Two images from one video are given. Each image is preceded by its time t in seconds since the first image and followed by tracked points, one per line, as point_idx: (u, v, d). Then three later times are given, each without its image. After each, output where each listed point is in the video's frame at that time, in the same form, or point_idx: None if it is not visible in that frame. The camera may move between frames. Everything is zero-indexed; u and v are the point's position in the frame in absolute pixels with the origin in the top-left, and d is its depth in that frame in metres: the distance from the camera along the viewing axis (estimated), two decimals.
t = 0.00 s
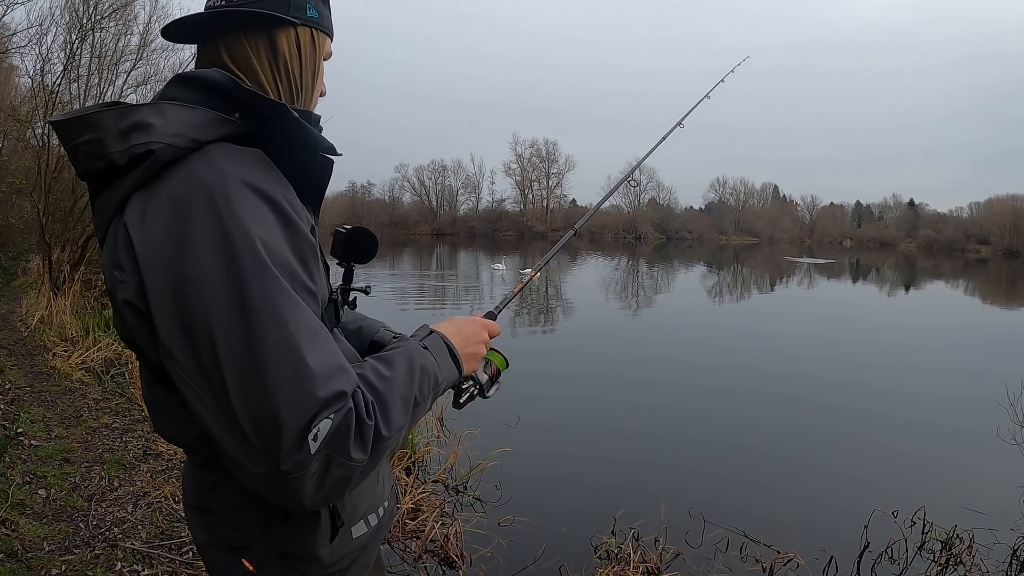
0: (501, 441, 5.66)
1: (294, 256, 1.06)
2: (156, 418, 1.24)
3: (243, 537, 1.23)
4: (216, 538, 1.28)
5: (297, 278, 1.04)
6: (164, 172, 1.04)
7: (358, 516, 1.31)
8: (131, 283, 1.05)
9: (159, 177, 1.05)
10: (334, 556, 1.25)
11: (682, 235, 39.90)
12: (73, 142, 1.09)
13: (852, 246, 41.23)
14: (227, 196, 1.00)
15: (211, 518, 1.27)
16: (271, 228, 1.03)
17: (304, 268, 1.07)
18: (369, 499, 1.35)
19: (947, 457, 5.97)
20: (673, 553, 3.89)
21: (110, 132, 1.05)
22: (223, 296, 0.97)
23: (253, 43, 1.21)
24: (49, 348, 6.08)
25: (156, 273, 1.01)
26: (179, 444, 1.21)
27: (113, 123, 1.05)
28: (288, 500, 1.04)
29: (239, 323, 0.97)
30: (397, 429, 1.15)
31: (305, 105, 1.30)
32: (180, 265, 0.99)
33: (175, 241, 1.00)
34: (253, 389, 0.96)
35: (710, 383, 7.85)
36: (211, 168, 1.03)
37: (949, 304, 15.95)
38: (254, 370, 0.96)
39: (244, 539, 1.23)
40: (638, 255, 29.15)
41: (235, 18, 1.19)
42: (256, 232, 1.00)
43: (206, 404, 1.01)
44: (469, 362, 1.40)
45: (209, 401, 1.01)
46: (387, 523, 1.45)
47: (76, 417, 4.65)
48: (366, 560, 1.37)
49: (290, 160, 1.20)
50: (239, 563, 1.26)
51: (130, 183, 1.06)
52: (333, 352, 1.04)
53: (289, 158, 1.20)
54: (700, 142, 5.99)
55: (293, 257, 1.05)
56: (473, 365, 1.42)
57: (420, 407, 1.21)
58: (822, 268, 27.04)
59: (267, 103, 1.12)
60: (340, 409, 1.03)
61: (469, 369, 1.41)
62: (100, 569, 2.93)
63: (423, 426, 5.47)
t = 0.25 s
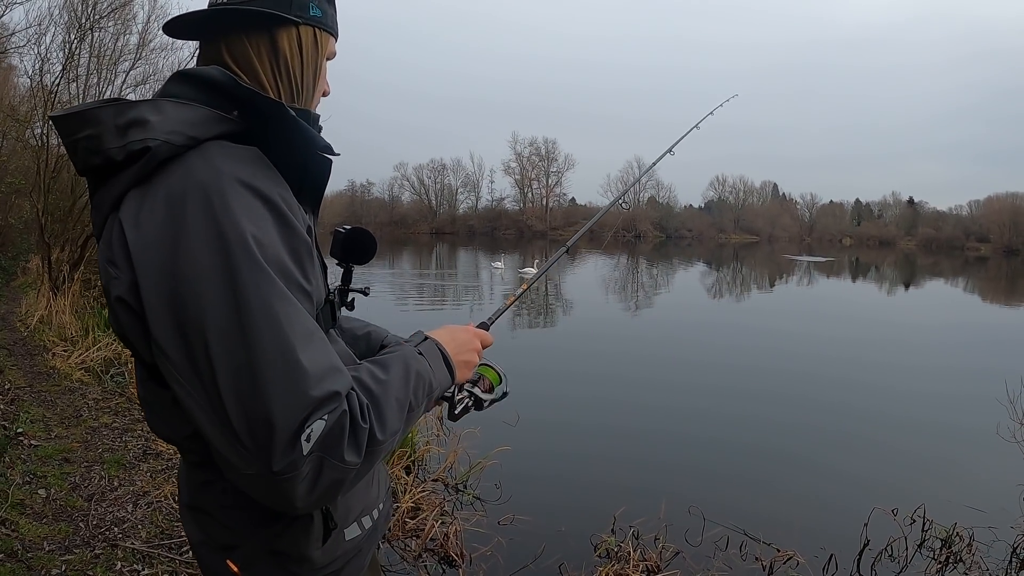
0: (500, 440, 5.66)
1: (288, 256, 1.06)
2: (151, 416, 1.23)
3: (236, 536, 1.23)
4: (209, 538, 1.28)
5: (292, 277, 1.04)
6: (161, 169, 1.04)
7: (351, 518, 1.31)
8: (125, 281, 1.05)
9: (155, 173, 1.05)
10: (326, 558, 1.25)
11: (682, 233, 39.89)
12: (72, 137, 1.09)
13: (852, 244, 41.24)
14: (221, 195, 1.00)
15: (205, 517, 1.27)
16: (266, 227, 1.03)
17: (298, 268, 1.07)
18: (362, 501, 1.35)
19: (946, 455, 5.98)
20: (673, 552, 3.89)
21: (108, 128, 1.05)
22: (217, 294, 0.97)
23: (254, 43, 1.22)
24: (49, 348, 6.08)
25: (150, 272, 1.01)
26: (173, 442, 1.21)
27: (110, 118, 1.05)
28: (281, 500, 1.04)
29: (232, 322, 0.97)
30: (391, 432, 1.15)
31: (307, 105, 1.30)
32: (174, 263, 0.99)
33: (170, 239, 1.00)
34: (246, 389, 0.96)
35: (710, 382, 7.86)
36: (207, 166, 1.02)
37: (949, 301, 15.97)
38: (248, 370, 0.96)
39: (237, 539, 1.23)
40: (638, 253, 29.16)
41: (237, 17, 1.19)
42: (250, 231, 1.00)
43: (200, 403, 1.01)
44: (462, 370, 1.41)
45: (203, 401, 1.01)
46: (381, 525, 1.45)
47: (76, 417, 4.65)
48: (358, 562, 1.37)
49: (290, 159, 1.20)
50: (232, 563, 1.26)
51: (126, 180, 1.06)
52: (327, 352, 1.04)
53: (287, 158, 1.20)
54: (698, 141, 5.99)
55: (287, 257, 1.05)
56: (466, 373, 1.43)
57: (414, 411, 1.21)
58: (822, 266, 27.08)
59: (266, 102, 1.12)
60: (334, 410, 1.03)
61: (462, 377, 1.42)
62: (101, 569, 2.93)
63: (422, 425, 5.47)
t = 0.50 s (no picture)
0: (500, 439, 5.67)
1: (289, 256, 1.06)
2: (151, 416, 1.23)
3: (234, 535, 1.23)
4: (209, 537, 1.28)
5: (292, 277, 1.04)
6: (160, 169, 1.04)
7: (351, 518, 1.31)
8: (125, 280, 1.06)
9: (155, 173, 1.04)
10: (326, 559, 1.25)
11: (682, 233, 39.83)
12: (72, 136, 1.09)
13: (852, 243, 41.25)
14: (220, 196, 1.00)
15: (205, 517, 1.27)
16: (266, 227, 1.03)
17: (299, 269, 1.07)
18: (362, 502, 1.35)
19: (946, 454, 5.98)
20: (673, 551, 3.90)
21: (108, 128, 1.05)
22: (218, 294, 0.97)
23: (257, 42, 1.22)
24: (49, 348, 6.09)
25: (151, 272, 1.01)
26: (173, 442, 1.21)
27: (110, 117, 1.05)
28: (280, 501, 1.04)
29: (232, 322, 0.97)
30: (392, 435, 1.15)
31: (308, 103, 1.30)
32: (174, 262, 0.99)
33: (170, 239, 1.00)
34: (246, 388, 0.96)
35: (709, 381, 7.86)
36: (206, 166, 1.02)
37: (949, 301, 15.98)
38: (248, 371, 0.96)
39: (237, 539, 1.23)
40: (637, 253, 29.17)
41: (239, 16, 1.19)
42: (251, 230, 0.99)
43: (199, 403, 1.01)
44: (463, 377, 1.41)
45: (203, 401, 1.01)
46: (381, 525, 1.45)
47: (76, 417, 4.65)
48: (358, 563, 1.37)
49: (290, 158, 1.20)
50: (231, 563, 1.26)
51: (126, 180, 1.06)
52: (328, 353, 1.04)
53: (286, 158, 1.20)
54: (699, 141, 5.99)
55: (288, 257, 1.05)
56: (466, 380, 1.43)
57: (415, 415, 1.21)
58: (822, 265, 27.09)
59: (266, 102, 1.12)
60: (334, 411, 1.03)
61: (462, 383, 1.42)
62: (101, 569, 2.93)
63: (422, 425, 5.47)
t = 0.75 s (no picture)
0: (500, 439, 5.67)
1: (288, 256, 1.06)
2: (150, 416, 1.24)
3: (235, 536, 1.23)
4: (209, 538, 1.28)
5: (292, 278, 1.04)
6: (159, 170, 1.04)
7: (352, 519, 1.31)
8: (124, 280, 1.06)
9: (154, 173, 1.04)
10: (326, 560, 1.25)
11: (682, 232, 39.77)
12: (70, 138, 1.09)
13: (852, 242, 41.23)
14: (219, 196, 1.00)
15: (206, 518, 1.27)
16: (265, 227, 1.03)
17: (298, 270, 1.07)
18: (363, 502, 1.35)
19: (946, 453, 5.98)
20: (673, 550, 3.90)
21: (106, 129, 1.05)
22: (216, 295, 0.97)
23: (263, 45, 1.21)
24: (49, 349, 6.09)
25: (149, 272, 1.01)
26: (173, 442, 1.21)
27: (109, 118, 1.05)
28: (279, 503, 1.04)
29: (231, 323, 0.97)
30: (390, 436, 1.15)
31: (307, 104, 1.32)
32: (172, 263, 0.99)
33: (169, 240, 1.00)
34: (245, 390, 0.97)
35: (709, 380, 7.86)
36: (205, 166, 1.02)
37: (949, 299, 15.98)
38: (247, 372, 0.96)
39: (237, 540, 1.23)
40: (637, 252, 29.14)
41: (248, 19, 1.19)
42: (250, 231, 0.99)
43: (198, 403, 1.01)
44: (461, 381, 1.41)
45: (202, 401, 1.01)
46: (383, 526, 1.45)
47: (76, 417, 4.65)
48: (360, 563, 1.37)
49: (289, 159, 1.20)
50: (232, 563, 1.26)
51: (125, 180, 1.06)
52: (327, 353, 1.04)
53: (286, 159, 1.19)
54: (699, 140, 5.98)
55: (287, 257, 1.05)
56: (464, 384, 1.42)
57: (414, 418, 1.21)
58: (822, 264, 27.08)
59: (266, 102, 1.12)
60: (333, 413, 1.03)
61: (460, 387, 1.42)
62: (101, 569, 2.93)
63: (422, 424, 5.47)
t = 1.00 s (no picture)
0: (500, 441, 5.67)
1: (290, 258, 1.05)
2: (152, 417, 1.24)
3: (236, 538, 1.23)
4: (210, 539, 1.28)
5: (294, 280, 1.04)
6: (162, 171, 1.04)
7: (352, 521, 1.31)
8: (126, 281, 1.06)
9: (157, 175, 1.04)
10: (327, 562, 1.24)
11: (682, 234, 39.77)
12: (74, 139, 1.09)
13: (851, 244, 41.27)
14: (222, 197, 1.00)
15: (206, 520, 1.27)
16: (268, 229, 1.03)
17: (300, 272, 1.07)
18: (364, 504, 1.35)
19: (945, 455, 5.99)
20: (672, 553, 3.90)
21: (110, 130, 1.05)
22: (219, 297, 0.97)
23: (269, 49, 1.22)
24: (48, 349, 6.08)
25: (152, 273, 1.01)
26: (174, 444, 1.21)
27: (112, 120, 1.05)
28: (280, 504, 1.04)
29: (233, 325, 0.96)
30: (390, 438, 1.15)
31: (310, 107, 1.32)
32: (175, 264, 0.99)
33: (171, 241, 1.00)
34: (247, 392, 0.96)
35: (708, 382, 7.86)
36: (208, 168, 1.02)
37: (948, 302, 15.99)
38: (249, 374, 0.96)
39: (237, 541, 1.23)
40: (637, 254, 29.15)
41: (256, 22, 1.19)
42: (253, 233, 0.99)
43: (200, 405, 1.01)
44: (456, 383, 1.41)
45: (204, 402, 1.01)
46: (383, 528, 1.45)
47: (75, 419, 4.64)
48: (361, 565, 1.36)
49: (291, 161, 1.20)
50: (232, 565, 1.25)
51: (128, 181, 1.06)
52: (328, 356, 1.04)
53: (287, 160, 1.19)
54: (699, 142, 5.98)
55: (290, 259, 1.05)
56: (459, 386, 1.42)
57: (413, 419, 1.21)
58: (821, 266, 27.11)
59: (268, 104, 1.12)
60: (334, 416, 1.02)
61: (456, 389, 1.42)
62: (99, 571, 2.93)
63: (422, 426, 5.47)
